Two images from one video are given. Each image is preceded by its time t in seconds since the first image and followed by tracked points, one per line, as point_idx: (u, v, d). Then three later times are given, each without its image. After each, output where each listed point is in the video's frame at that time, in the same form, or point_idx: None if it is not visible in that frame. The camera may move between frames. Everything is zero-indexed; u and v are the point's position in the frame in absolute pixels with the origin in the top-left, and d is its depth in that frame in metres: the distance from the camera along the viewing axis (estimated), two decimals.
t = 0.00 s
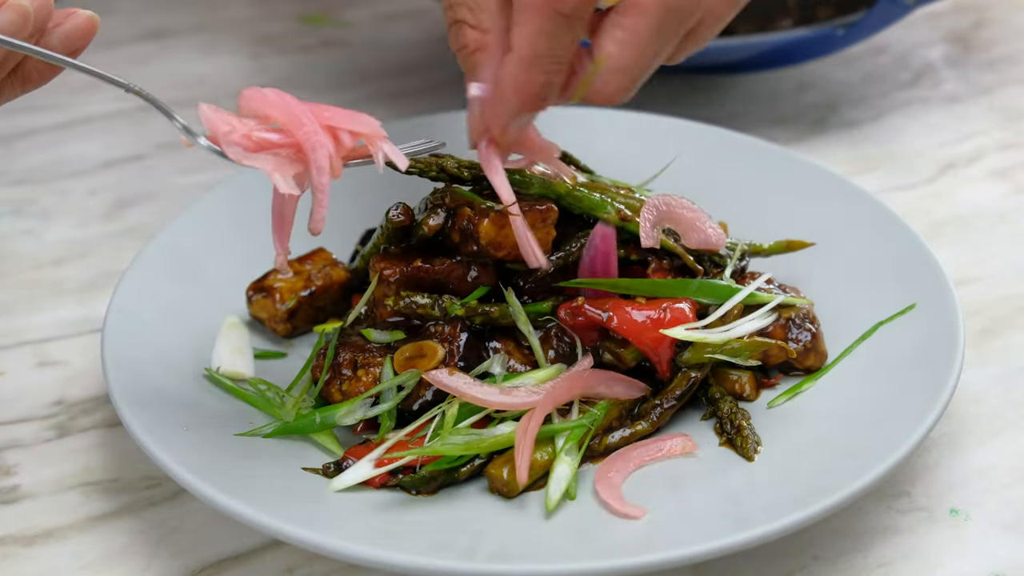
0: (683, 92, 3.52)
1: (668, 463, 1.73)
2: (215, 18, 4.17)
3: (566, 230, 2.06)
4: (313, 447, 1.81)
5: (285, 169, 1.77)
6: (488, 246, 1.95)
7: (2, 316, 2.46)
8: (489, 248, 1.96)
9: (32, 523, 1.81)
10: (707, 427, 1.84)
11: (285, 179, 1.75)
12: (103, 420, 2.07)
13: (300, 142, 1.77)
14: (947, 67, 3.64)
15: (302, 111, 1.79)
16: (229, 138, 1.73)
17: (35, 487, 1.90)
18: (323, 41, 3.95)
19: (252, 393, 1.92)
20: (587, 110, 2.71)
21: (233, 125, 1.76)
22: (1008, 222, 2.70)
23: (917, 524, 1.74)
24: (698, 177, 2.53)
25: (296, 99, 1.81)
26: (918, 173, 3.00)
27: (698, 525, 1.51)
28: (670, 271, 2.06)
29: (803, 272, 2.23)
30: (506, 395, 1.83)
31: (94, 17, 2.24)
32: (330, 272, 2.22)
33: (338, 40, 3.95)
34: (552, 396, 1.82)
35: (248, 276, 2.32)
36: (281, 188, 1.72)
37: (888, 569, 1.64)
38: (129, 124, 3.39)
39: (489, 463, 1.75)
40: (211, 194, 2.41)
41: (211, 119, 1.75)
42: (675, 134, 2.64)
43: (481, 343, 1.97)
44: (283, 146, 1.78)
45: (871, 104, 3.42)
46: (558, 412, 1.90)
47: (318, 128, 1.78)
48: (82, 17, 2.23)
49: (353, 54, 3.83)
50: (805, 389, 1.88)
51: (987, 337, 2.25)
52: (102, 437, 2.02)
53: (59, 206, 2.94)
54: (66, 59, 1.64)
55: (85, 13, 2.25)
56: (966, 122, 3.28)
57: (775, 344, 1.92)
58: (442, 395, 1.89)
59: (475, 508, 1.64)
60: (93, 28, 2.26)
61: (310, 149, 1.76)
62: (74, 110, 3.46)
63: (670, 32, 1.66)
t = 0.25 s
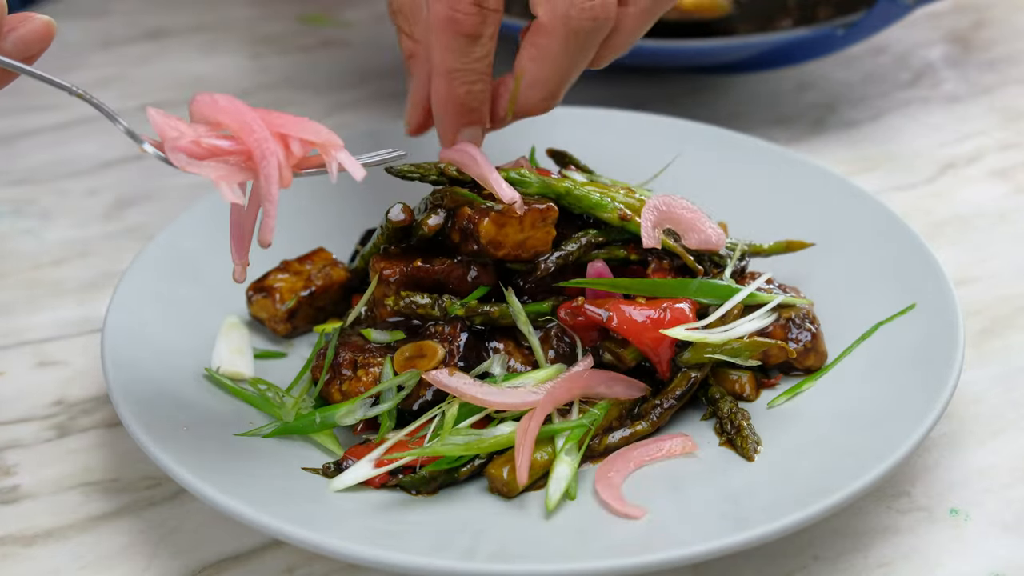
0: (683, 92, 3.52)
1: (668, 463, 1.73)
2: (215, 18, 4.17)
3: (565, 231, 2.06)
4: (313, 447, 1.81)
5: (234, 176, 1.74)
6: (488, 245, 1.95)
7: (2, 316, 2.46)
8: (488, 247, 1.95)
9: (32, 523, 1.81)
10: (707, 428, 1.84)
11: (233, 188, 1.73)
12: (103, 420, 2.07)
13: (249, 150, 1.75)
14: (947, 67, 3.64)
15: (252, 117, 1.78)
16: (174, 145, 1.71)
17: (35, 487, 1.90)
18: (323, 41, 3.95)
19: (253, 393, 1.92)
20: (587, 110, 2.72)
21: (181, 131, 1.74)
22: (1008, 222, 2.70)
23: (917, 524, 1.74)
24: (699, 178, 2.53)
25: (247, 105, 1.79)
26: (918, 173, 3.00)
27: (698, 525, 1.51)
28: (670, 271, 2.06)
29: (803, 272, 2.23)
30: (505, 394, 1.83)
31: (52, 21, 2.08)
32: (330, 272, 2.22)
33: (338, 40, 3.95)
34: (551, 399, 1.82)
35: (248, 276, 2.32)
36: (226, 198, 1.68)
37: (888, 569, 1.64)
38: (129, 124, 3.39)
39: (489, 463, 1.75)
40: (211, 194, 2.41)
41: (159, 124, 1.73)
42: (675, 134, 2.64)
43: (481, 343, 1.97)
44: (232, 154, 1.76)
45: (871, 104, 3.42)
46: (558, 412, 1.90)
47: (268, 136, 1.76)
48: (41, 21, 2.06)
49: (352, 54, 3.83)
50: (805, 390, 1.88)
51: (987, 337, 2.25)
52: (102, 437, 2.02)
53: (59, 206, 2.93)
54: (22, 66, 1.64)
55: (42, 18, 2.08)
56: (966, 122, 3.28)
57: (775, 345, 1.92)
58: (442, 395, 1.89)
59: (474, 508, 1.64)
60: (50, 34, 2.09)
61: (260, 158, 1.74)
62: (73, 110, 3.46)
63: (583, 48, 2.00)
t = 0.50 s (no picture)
0: (683, 91, 3.52)
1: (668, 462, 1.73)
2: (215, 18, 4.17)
3: (565, 230, 2.07)
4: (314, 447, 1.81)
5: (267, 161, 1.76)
6: (488, 245, 1.95)
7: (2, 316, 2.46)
8: (488, 246, 1.95)
9: (32, 523, 1.81)
10: (707, 428, 1.84)
11: (264, 171, 1.74)
12: (102, 420, 2.07)
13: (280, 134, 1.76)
14: (947, 67, 3.64)
15: (283, 103, 1.79)
16: (206, 129, 1.73)
17: (35, 487, 1.90)
18: (323, 41, 3.95)
19: (253, 393, 1.92)
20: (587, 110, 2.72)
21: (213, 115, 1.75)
22: (1008, 222, 2.70)
23: (917, 524, 1.74)
24: (699, 178, 2.53)
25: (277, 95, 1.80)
26: (918, 173, 3.00)
27: (698, 525, 1.51)
28: (670, 271, 2.06)
29: (803, 271, 2.23)
30: (505, 395, 1.83)
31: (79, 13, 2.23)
32: (330, 272, 2.22)
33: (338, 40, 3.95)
34: (551, 399, 1.81)
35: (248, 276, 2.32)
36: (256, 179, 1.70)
37: (888, 569, 1.64)
38: (129, 124, 3.39)
39: (489, 463, 1.75)
40: (211, 194, 2.41)
41: (191, 110, 1.75)
42: (675, 134, 2.64)
43: (481, 343, 1.97)
44: (263, 138, 1.77)
45: (871, 104, 3.42)
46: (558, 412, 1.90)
47: (299, 121, 1.77)
48: (67, 12, 2.22)
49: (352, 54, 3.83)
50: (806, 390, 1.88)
51: (987, 337, 2.25)
52: (102, 437, 2.02)
53: (59, 206, 2.94)
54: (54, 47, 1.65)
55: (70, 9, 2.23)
56: (966, 122, 3.28)
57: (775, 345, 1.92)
58: (442, 395, 1.89)
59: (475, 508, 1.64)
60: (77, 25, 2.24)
61: (290, 143, 1.75)
62: (73, 110, 3.46)
63: None
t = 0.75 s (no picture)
0: (683, 91, 3.52)
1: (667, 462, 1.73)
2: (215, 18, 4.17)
3: (565, 230, 2.07)
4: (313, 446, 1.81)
5: (314, 165, 1.63)
6: (488, 245, 1.95)
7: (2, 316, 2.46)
8: (488, 247, 1.95)
9: (32, 523, 1.81)
10: (707, 428, 1.84)
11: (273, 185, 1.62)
12: (102, 420, 2.07)
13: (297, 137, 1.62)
14: (947, 67, 3.64)
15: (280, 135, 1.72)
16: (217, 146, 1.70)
17: (35, 487, 1.90)
18: (323, 41, 3.95)
19: (253, 393, 1.92)
20: (588, 110, 2.72)
21: (208, 134, 1.72)
22: (1008, 223, 2.70)
23: (917, 524, 1.74)
24: (699, 178, 2.53)
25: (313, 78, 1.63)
26: (918, 173, 3.00)
27: (698, 525, 1.51)
28: (670, 270, 2.05)
29: (803, 271, 2.23)
30: (505, 395, 1.83)
31: (89, 15, 2.08)
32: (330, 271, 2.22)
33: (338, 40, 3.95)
34: (550, 400, 1.82)
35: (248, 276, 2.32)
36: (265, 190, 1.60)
37: (888, 569, 1.64)
38: (129, 123, 3.39)
39: (489, 463, 1.75)
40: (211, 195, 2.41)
41: (196, 127, 1.73)
42: (676, 134, 2.64)
43: (481, 343, 1.97)
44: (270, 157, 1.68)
45: (871, 104, 3.42)
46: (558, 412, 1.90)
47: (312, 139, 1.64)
48: (76, 14, 2.05)
49: (352, 54, 3.83)
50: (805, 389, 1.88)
51: (987, 337, 2.25)
52: (103, 437, 2.02)
53: (59, 206, 2.94)
54: (69, 43, 1.62)
55: (80, 10, 2.07)
56: (966, 122, 3.28)
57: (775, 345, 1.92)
58: (443, 395, 1.89)
59: (475, 507, 1.64)
60: (87, 27, 2.09)
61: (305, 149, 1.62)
62: (74, 110, 3.46)
63: (534, 38, 1.51)
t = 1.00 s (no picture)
0: (683, 91, 3.52)
1: (668, 462, 1.73)
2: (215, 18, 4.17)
3: (565, 230, 2.07)
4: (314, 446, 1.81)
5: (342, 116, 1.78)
6: (488, 245, 1.95)
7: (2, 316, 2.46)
8: (488, 246, 1.95)
9: (32, 523, 1.81)
10: (707, 428, 1.84)
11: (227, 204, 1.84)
12: (102, 420, 2.07)
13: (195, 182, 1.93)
14: (947, 67, 3.64)
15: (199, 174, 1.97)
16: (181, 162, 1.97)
17: (35, 487, 1.90)
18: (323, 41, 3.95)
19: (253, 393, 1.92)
20: (588, 110, 2.72)
21: (172, 153, 1.99)
22: (1008, 223, 2.70)
23: (917, 524, 1.74)
24: (699, 178, 2.53)
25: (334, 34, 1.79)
26: (918, 173, 3.00)
27: (698, 526, 1.51)
28: (670, 270, 2.05)
29: (803, 271, 2.23)
30: (505, 395, 1.83)
31: (56, 36, 1.82)
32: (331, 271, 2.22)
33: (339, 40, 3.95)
34: (550, 397, 1.82)
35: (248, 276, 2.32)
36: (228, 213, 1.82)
37: (888, 569, 1.64)
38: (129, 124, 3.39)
39: (489, 463, 1.75)
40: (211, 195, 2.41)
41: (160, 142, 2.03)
42: (676, 134, 2.64)
43: (482, 343, 1.97)
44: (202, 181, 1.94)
45: (871, 104, 3.42)
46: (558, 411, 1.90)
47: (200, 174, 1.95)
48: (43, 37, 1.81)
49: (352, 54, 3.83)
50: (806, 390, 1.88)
51: (986, 337, 2.25)
52: (103, 437, 2.02)
53: (59, 206, 2.94)
54: (28, 66, 1.56)
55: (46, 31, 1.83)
56: (966, 122, 3.28)
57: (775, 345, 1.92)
58: (443, 395, 1.89)
59: (475, 507, 1.64)
60: (53, 49, 1.83)
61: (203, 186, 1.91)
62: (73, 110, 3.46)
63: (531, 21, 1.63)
